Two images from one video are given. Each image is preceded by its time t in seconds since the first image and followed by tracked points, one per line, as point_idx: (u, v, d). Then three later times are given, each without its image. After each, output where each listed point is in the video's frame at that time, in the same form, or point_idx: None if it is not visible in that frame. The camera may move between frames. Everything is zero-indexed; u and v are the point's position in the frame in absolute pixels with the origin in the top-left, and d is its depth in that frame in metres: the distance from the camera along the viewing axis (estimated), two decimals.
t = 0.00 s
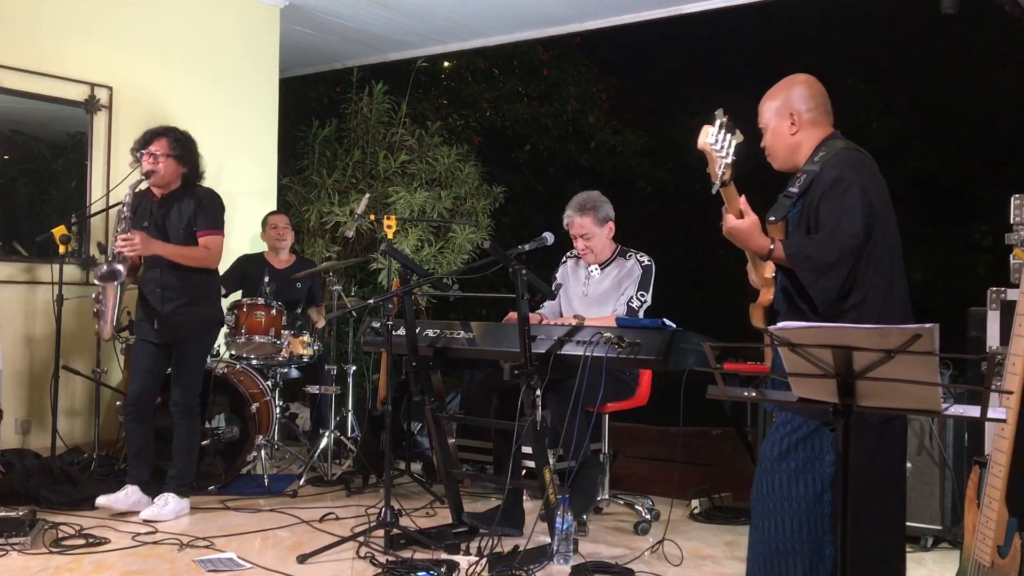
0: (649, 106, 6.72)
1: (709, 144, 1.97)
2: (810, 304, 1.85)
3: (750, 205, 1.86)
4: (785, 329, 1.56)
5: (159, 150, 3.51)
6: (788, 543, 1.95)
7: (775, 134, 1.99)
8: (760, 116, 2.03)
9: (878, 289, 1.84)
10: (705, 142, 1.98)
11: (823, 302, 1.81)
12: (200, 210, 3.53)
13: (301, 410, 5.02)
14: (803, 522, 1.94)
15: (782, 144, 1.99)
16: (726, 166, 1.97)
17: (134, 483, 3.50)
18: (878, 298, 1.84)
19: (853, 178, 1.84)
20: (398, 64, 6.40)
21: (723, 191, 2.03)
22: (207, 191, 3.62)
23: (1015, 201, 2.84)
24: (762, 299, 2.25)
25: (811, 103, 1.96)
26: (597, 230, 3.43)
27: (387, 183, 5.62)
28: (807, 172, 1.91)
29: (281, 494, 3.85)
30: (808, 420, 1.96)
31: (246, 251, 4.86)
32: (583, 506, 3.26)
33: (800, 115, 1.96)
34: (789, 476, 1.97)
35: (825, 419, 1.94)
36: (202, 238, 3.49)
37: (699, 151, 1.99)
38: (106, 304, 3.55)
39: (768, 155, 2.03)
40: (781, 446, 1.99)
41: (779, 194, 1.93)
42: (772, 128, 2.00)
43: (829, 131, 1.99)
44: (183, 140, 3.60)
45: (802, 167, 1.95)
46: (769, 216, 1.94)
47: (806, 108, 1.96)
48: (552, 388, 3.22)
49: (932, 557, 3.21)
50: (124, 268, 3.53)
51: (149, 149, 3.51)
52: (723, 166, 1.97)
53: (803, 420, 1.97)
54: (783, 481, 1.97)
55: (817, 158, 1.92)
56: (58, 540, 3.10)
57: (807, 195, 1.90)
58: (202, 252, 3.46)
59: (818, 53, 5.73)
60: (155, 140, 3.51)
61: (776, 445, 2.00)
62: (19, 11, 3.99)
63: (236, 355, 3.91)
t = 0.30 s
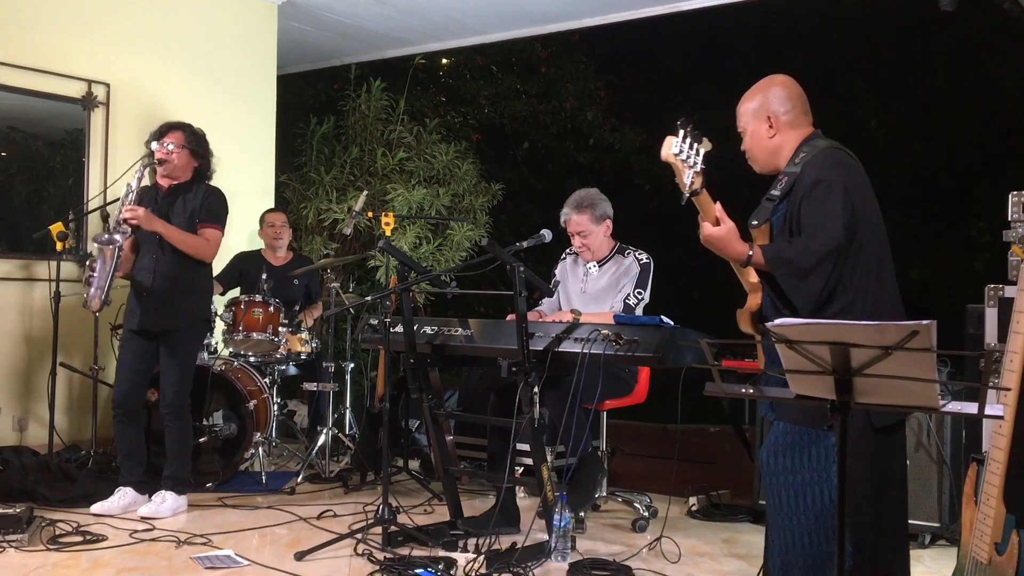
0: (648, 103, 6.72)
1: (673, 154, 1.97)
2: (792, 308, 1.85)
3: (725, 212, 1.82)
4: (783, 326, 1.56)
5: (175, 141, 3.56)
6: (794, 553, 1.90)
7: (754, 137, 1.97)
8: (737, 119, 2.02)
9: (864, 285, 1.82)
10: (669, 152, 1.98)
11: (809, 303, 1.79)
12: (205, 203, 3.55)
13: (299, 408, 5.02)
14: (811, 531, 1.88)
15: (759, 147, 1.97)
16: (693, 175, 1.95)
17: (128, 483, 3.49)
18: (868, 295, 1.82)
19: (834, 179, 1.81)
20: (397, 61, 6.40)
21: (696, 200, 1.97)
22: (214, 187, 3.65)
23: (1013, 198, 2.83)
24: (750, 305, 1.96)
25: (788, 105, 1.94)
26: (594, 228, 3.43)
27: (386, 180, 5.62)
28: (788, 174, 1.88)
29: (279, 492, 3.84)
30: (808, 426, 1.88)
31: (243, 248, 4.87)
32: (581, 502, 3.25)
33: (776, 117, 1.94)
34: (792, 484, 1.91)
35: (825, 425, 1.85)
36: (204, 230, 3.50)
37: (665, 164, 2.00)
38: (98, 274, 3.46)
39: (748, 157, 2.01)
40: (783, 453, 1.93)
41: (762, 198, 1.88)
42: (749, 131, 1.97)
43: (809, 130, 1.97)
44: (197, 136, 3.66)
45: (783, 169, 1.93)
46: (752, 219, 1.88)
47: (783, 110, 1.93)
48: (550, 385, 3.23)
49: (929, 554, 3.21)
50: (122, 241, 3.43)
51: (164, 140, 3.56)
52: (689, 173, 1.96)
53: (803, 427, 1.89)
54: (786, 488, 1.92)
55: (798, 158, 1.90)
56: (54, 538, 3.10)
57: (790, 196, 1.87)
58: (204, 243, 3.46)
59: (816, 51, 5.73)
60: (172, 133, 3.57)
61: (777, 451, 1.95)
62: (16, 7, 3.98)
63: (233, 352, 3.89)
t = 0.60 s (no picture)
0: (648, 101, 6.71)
1: (643, 153, 1.98)
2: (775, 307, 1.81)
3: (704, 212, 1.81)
4: (781, 324, 1.55)
5: (178, 138, 3.58)
6: (784, 554, 1.88)
7: (758, 127, 1.94)
8: (730, 118, 1.95)
9: (852, 282, 1.81)
10: (640, 152, 1.99)
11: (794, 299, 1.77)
12: (206, 200, 3.55)
13: (298, 405, 5.02)
14: (803, 534, 1.86)
15: (767, 137, 1.95)
16: (665, 172, 1.96)
17: (127, 480, 3.50)
18: (856, 291, 1.81)
19: (817, 173, 1.79)
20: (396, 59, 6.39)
21: (674, 199, 1.98)
22: (215, 185, 3.65)
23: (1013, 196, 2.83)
24: (734, 302, 2.08)
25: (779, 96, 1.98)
26: (593, 226, 3.43)
27: (385, 178, 5.62)
28: (773, 170, 1.88)
29: (278, 489, 3.84)
30: (800, 426, 1.86)
31: (243, 245, 4.86)
32: (581, 501, 3.25)
33: (775, 105, 1.96)
34: (782, 484, 1.89)
35: (817, 425, 1.83)
36: (204, 227, 3.49)
37: (636, 164, 2.00)
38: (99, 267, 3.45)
39: (746, 151, 1.97)
40: (774, 453, 1.91)
41: (747, 194, 1.89)
42: (755, 123, 1.94)
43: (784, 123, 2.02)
44: (201, 134, 3.70)
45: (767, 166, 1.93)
46: (737, 216, 1.90)
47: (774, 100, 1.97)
48: (549, 382, 3.24)
49: (928, 552, 3.22)
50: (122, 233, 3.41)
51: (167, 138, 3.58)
52: (662, 171, 1.96)
53: (794, 427, 1.87)
54: (776, 488, 1.90)
55: (782, 153, 1.90)
56: (53, 535, 3.10)
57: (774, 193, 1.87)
58: (205, 241, 3.46)
59: (816, 49, 5.72)
60: (176, 131, 3.60)
61: (768, 451, 1.92)
62: (14, 4, 3.97)
63: (232, 349, 3.89)
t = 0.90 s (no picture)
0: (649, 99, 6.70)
1: (616, 164, 2.04)
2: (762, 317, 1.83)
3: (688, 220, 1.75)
4: (783, 324, 1.55)
5: (174, 139, 3.55)
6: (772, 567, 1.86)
7: (736, 141, 1.93)
8: (710, 131, 1.96)
9: (847, 286, 1.80)
10: (613, 163, 2.05)
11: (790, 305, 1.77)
12: (206, 201, 3.54)
13: (299, 404, 5.02)
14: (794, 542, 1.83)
15: (745, 151, 1.93)
16: (639, 181, 2.01)
17: (128, 479, 3.50)
18: (851, 293, 1.80)
19: (805, 182, 1.79)
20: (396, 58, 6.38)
21: (655, 209, 2.01)
22: (213, 184, 3.63)
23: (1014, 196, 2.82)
24: (728, 315, 2.18)
25: (764, 107, 1.94)
26: (595, 226, 3.43)
27: (386, 177, 5.62)
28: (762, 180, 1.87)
29: (279, 488, 3.84)
30: (787, 435, 1.85)
31: (243, 245, 4.85)
32: (581, 499, 3.30)
33: (759, 118, 1.93)
34: (769, 495, 1.87)
35: (806, 434, 1.82)
36: (207, 230, 3.49)
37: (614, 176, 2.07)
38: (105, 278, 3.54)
39: (725, 166, 1.96)
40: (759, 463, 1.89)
41: (737, 206, 1.90)
42: (733, 136, 1.93)
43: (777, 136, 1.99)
44: (198, 131, 3.66)
45: (758, 176, 1.92)
46: (727, 227, 1.91)
47: (761, 111, 1.94)
48: (551, 381, 3.24)
49: (929, 551, 3.22)
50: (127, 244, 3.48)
51: (164, 139, 3.55)
52: (638, 182, 2.01)
53: (781, 436, 1.86)
54: (761, 500, 1.88)
55: (772, 164, 1.89)
56: (54, 534, 3.10)
57: (764, 203, 1.86)
58: (207, 244, 3.45)
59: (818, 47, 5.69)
60: (171, 131, 3.56)
61: (751, 461, 1.90)
62: (13, 3, 3.97)
63: (233, 348, 3.88)
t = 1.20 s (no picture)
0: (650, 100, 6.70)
1: (596, 164, 2.05)
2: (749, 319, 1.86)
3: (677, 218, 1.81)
4: (785, 325, 1.55)
5: (165, 144, 3.50)
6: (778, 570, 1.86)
7: (722, 146, 1.95)
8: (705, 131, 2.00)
9: (844, 288, 1.79)
10: (594, 163, 2.05)
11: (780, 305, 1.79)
12: (207, 203, 3.54)
13: (300, 405, 5.02)
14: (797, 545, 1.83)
15: (732, 154, 1.94)
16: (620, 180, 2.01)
17: (129, 480, 3.50)
18: (848, 294, 1.79)
19: (804, 186, 1.78)
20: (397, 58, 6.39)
21: (643, 207, 1.99)
22: (212, 186, 3.62)
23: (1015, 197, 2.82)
24: (722, 311, 2.05)
25: (752, 108, 1.90)
26: (596, 225, 3.43)
27: (387, 178, 5.62)
28: (763, 176, 1.86)
29: (280, 489, 3.84)
30: (786, 438, 1.85)
31: (244, 246, 4.85)
32: (583, 500, 3.29)
33: (745, 122, 1.90)
34: (772, 498, 1.87)
35: (806, 436, 1.82)
36: (208, 235, 3.50)
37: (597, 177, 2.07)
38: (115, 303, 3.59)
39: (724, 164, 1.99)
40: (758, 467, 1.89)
41: (735, 200, 1.89)
42: (718, 139, 1.95)
43: (779, 130, 1.93)
44: (188, 133, 3.58)
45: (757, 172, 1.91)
46: (724, 221, 1.90)
47: (749, 114, 1.90)
48: (551, 381, 3.26)
49: (930, 552, 3.22)
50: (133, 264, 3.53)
51: (154, 145, 3.50)
52: (620, 182, 2.02)
53: (779, 439, 1.86)
54: (763, 503, 1.88)
55: (774, 159, 1.87)
56: (56, 534, 3.10)
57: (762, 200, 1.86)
58: (208, 249, 3.46)
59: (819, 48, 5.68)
60: (161, 135, 3.51)
61: (750, 465, 1.90)
62: (15, 4, 3.97)
63: (234, 348, 3.88)
